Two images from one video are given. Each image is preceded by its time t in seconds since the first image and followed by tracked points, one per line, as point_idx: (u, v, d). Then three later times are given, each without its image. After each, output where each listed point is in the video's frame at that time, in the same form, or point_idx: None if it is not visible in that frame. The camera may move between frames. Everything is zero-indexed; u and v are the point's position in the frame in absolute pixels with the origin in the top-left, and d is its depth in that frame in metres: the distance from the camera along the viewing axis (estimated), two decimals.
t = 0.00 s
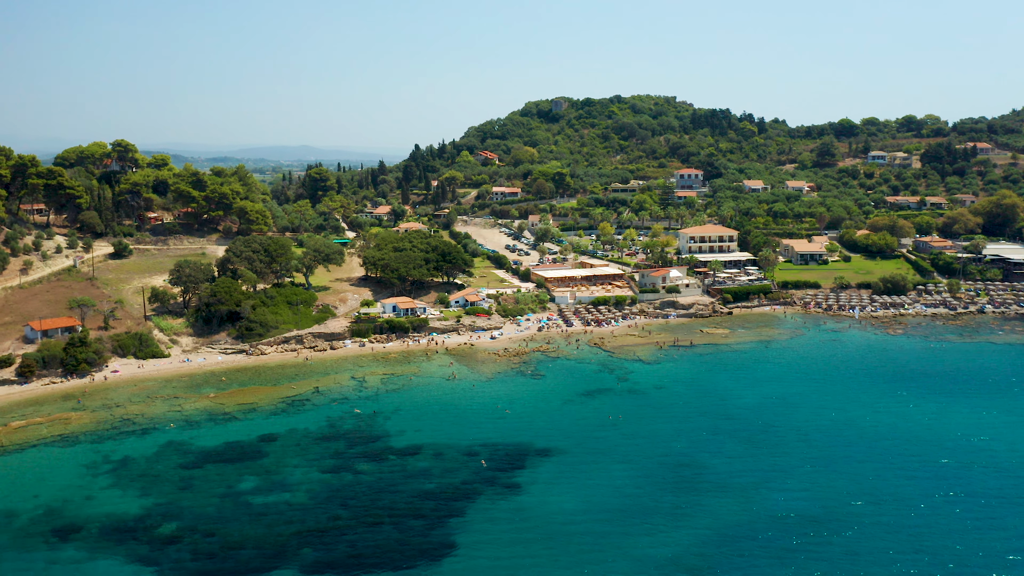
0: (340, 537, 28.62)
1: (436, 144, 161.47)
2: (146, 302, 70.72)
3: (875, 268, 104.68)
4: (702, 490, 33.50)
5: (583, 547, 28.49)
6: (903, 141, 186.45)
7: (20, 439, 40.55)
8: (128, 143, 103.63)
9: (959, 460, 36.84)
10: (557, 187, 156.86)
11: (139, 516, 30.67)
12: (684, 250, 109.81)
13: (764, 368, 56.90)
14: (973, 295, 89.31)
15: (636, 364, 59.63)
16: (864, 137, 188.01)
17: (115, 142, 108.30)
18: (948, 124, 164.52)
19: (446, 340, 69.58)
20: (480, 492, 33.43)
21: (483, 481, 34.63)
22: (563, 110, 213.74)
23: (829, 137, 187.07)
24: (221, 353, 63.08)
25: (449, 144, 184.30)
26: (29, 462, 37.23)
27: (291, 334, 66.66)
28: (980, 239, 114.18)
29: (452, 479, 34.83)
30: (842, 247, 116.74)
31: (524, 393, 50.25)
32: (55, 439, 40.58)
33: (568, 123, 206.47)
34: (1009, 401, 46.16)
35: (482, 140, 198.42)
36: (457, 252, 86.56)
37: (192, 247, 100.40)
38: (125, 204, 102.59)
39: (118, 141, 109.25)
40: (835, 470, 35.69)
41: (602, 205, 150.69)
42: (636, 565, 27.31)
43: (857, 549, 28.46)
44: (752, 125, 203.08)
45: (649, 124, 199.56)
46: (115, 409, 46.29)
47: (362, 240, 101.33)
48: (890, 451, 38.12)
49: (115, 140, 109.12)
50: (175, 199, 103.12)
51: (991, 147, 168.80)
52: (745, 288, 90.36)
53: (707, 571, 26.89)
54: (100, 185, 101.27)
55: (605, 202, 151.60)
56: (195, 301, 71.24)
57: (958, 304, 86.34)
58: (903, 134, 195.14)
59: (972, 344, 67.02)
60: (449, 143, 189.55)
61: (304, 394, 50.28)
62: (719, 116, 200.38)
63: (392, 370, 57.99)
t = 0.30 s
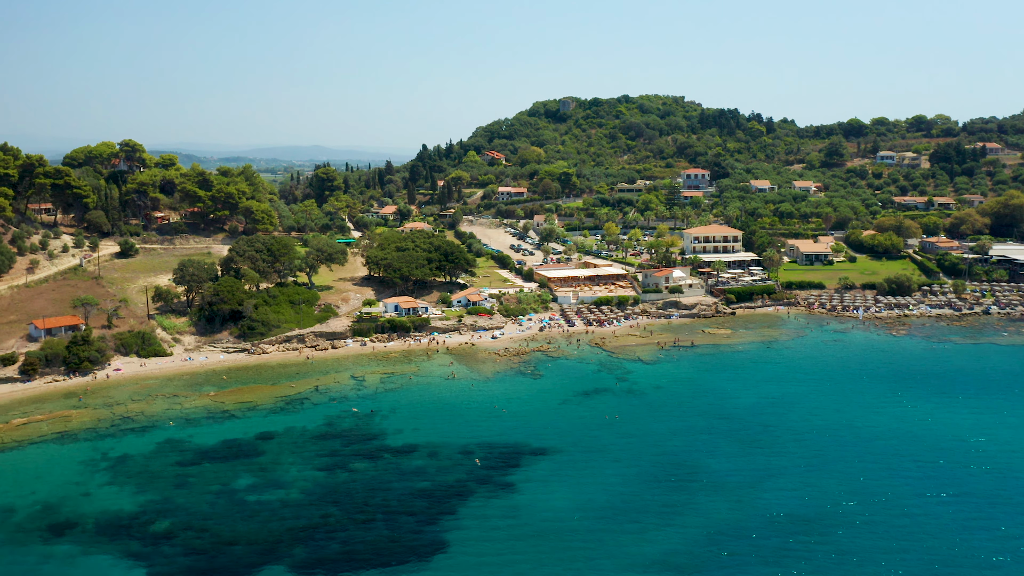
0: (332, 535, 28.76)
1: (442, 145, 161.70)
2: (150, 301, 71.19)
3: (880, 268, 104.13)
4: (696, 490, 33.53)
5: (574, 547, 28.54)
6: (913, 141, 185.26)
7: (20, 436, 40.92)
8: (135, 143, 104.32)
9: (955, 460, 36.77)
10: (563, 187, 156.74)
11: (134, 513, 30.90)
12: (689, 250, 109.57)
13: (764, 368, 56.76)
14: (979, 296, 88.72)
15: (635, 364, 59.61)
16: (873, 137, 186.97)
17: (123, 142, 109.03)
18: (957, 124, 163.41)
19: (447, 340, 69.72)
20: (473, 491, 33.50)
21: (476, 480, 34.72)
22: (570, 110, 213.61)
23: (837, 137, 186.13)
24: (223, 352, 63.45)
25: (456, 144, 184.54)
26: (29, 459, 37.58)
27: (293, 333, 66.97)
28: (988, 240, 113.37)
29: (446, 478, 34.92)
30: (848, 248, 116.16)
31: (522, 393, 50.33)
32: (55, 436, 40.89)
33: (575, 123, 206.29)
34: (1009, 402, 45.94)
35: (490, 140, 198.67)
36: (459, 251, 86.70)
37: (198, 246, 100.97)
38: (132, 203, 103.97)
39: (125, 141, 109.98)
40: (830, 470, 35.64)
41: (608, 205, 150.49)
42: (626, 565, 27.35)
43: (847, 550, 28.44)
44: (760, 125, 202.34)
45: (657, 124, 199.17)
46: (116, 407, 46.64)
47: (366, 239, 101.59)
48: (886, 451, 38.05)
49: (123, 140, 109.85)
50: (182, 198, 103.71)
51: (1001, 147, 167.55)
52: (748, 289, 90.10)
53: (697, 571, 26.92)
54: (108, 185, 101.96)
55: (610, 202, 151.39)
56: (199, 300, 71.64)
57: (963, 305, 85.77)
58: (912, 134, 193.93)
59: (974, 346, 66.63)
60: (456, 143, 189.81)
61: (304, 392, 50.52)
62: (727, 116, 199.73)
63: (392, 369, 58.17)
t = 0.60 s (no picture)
0: (323, 533, 28.89)
1: (448, 145, 161.99)
2: (154, 299, 71.68)
3: (886, 269, 103.60)
4: (691, 491, 33.43)
5: (564, 546, 28.56)
6: (922, 141, 184.13)
7: (21, 433, 41.30)
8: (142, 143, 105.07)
9: (951, 461, 36.65)
10: (569, 187, 156.64)
11: (129, 510, 31.16)
12: (693, 250, 109.31)
13: (764, 369, 56.59)
14: (984, 297, 88.12)
15: (635, 364, 59.64)
16: (882, 137, 185.92)
17: (131, 142, 109.87)
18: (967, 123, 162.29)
19: (448, 339, 69.91)
20: (467, 490, 33.59)
21: (470, 479, 34.83)
22: (578, 110, 213.51)
23: (846, 137, 185.27)
24: (225, 351, 63.84)
25: (463, 144, 184.72)
26: (28, 456, 37.94)
27: (295, 332, 67.31)
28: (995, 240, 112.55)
29: (440, 477, 35.07)
30: (854, 248, 115.58)
31: (521, 392, 50.39)
32: (55, 433, 41.25)
33: (583, 123, 206.15)
34: (1008, 402, 45.77)
35: (497, 140, 198.88)
36: (462, 251, 86.83)
37: (204, 246, 101.58)
38: (138, 203, 104.54)
39: (133, 142, 110.84)
40: (825, 471, 35.55)
41: (614, 205, 150.32)
42: (616, 565, 27.33)
43: (840, 551, 28.35)
44: (769, 124, 201.59)
45: (664, 123, 198.80)
46: (116, 405, 47.00)
47: (370, 239, 101.88)
48: (882, 452, 37.96)
49: (130, 140, 110.72)
50: (188, 198, 104.39)
51: (1011, 148, 166.32)
52: (752, 289, 89.82)
53: (687, 572, 26.91)
54: (115, 184, 102.68)
55: (616, 202, 151.22)
56: (202, 299, 72.07)
57: (968, 306, 85.21)
58: (922, 135, 192.72)
59: (977, 346, 66.28)
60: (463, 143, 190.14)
61: (303, 391, 50.80)
62: (735, 115, 199.08)
63: (392, 369, 58.34)
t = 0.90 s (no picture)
0: (316, 530, 29.03)
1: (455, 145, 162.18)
2: (157, 298, 72.14)
3: (891, 269, 103.06)
4: (683, 491, 33.41)
5: (553, 545, 28.61)
6: (932, 141, 182.93)
7: (22, 430, 41.70)
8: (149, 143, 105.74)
9: (947, 462, 36.49)
10: (576, 187, 156.53)
11: (124, 506, 31.42)
12: (697, 250, 109.01)
13: (764, 369, 56.43)
14: (990, 298, 87.54)
15: (635, 364, 59.61)
16: (891, 137, 184.82)
17: (139, 142, 110.63)
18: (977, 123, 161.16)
19: (449, 339, 70.08)
20: (460, 489, 33.67)
21: (465, 478, 34.90)
22: (585, 110, 213.32)
23: (854, 136, 184.34)
24: (227, 349, 64.22)
25: (470, 144, 184.82)
26: (28, 453, 38.29)
27: (297, 331, 67.65)
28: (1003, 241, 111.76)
29: (434, 476, 35.17)
30: (859, 248, 115.00)
31: (518, 391, 50.48)
32: (55, 431, 41.64)
33: (590, 122, 205.93)
34: (1008, 403, 45.61)
35: (504, 140, 198.99)
36: (464, 251, 86.96)
37: (210, 245, 102.17)
38: (145, 202, 105.86)
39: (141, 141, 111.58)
40: (819, 471, 35.46)
41: (620, 205, 150.12)
42: (604, 564, 27.34)
43: (830, 552, 28.27)
44: (777, 124, 200.80)
45: (672, 123, 198.39)
46: (117, 403, 47.36)
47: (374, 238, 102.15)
48: (878, 452, 37.85)
49: (138, 140, 111.45)
50: (195, 197, 105.01)
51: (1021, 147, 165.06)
52: (755, 289, 89.55)
53: (675, 571, 26.91)
54: (122, 184, 103.37)
55: (622, 202, 151.00)
56: (205, 298, 72.50)
57: (974, 307, 84.69)
58: (931, 134, 191.50)
59: (980, 347, 65.89)
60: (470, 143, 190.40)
61: (302, 390, 51.05)
62: (744, 115, 198.36)
63: (391, 368, 58.52)
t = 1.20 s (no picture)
0: (308, 528, 29.16)
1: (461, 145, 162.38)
2: (161, 297, 72.59)
3: (897, 270, 102.53)
4: (677, 490, 33.36)
5: (545, 544, 28.63)
6: (941, 141, 181.75)
7: (23, 427, 42.12)
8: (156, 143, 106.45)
9: (943, 463, 36.36)
10: (581, 187, 156.43)
11: (120, 503, 31.67)
12: (701, 250, 108.71)
13: (764, 370, 56.29)
14: (995, 298, 87.01)
15: (634, 364, 59.59)
16: (899, 137, 183.73)
17: (146, 142, 111.42)
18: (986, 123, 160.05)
19: (450, 338, 70.20)
20: (454, 488, 33.77)
21: (459, 477, 35.00)
22: (593, 110, 213.17)
23: (863, 136, 183.39)
24: (229, 348, 64.58)
25: (477, 144, 184.92)
26: (27, 450, 38.67)
27: (298, 330, 67.99)
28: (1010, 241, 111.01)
29: (429, 474, 35.29)
30: (865, 248, 114.45)
31: (517, 391, 50.56)
32: (56, 428, 42.01)
33: (598, 122, 205.74)
34: (1007, 405, 45.37)
35: (511, 140, 199.10)
36: (467, 250, 87.05)
37: (215, 244, 102.74)
38: (152, 202, 106.55)
39: (148, 141, 112.32)
40: (814, 473, 35.37)
41: (625, 205, 149.93)
42: (593, 563, 27.33)
43: (821, 553, 28.22)
44: (785, 124, 199.98)
45: (679, 123, 197.95)
46: (118, 400, 47.74)
47: (379, 238, 102.41)
48: (874, 454, 37.75)
49: (146, 140, 112.21)
50: (201, 197, 105.63)
51: None
52: (759, 289, 89.27)
53: (665, 571, 26.90)
54: (129, 183, 104.10)
55: (628, 202, 150.78)
56: (208, 297, 72.88)
57: (979, 308, 84.18)
58: (941, 134, 190.27)
59: (983, 348, 65.50)
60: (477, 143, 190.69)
61: (302, 388, 51.27)
62: (752, 115, 197.61)
63: (391, 367, 58.73)
